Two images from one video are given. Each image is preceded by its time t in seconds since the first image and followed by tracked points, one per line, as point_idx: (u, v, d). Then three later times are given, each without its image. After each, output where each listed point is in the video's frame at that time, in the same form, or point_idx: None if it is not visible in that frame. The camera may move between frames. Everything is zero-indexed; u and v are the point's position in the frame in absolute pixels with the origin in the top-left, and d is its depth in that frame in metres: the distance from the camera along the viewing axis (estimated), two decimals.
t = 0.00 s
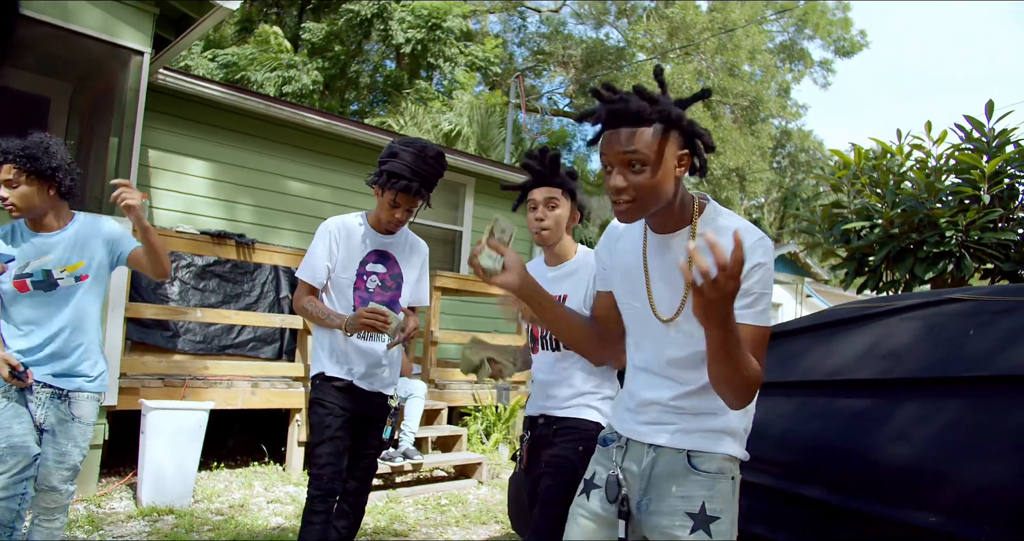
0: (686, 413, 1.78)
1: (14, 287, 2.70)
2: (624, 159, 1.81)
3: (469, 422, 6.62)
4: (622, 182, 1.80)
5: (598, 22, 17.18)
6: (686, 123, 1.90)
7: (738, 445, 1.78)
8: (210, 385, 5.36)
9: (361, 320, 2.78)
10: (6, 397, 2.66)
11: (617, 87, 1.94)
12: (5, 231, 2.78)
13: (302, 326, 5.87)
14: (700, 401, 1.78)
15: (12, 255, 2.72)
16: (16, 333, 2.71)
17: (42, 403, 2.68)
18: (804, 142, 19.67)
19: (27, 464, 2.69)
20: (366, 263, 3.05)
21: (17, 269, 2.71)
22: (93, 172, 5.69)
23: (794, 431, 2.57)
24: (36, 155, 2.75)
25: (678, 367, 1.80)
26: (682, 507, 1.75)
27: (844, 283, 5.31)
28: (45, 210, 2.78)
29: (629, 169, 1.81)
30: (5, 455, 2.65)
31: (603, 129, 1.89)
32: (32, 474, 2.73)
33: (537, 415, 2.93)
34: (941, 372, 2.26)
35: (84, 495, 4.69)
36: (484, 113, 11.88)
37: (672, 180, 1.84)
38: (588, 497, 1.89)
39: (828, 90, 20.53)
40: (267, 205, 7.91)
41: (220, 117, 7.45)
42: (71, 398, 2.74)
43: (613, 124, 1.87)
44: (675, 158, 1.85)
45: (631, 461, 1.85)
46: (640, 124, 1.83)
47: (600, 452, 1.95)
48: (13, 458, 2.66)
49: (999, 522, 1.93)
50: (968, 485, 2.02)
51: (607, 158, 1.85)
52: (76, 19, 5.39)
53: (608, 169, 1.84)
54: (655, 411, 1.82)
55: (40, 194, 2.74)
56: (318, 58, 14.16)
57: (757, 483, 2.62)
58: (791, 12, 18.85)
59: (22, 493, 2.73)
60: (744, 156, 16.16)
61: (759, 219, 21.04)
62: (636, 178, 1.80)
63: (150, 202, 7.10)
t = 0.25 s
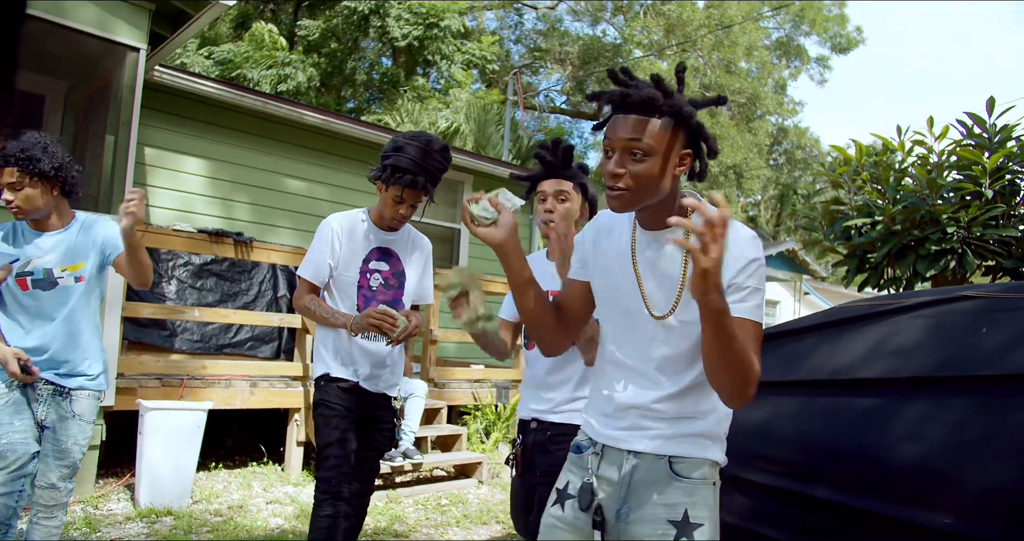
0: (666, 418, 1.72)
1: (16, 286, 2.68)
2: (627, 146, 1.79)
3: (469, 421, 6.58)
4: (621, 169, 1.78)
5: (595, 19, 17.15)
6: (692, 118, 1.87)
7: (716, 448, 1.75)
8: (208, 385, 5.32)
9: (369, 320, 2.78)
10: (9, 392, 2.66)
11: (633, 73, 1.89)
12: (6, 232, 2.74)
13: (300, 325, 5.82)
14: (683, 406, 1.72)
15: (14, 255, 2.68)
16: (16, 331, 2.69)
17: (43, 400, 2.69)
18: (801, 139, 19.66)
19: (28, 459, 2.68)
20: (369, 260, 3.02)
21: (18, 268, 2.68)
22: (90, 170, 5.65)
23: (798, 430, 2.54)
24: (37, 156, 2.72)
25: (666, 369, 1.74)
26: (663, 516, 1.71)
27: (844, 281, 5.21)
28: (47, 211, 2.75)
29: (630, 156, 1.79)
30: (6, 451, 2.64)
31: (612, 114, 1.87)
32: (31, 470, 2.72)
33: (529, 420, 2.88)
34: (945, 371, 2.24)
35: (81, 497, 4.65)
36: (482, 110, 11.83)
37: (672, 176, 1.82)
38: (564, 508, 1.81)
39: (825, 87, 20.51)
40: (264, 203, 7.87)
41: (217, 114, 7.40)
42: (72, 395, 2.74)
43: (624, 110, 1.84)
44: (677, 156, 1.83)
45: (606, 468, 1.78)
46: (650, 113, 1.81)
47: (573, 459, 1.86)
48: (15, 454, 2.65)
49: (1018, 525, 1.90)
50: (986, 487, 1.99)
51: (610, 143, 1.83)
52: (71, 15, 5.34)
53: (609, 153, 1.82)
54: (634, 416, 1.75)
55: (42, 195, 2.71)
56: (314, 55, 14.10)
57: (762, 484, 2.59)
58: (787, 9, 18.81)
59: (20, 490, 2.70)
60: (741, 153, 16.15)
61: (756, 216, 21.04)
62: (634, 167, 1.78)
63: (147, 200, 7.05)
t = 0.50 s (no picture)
0: (658, 422, 1.69)
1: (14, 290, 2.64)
2: (628, 142, 1.78)
3: (470, 424, 6.54)
4: (625, 163, 1.76)
5: (592, 20, 17.13)
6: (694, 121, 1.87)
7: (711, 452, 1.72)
8: (208, 389, 5.28)
9: (375, 325, 2.75)
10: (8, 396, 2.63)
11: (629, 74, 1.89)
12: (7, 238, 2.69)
13: (300, 329, 5.78)
14: (675, 408, 1.69)
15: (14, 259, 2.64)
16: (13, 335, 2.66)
17: (43, 404, 2.68)
18: (799, 140, 19.66)
19: (26, 464, 2.61)
20: (373, 263, 3.00)
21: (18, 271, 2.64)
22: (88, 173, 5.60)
23: (805, 432, 2.52)
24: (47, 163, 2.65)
25: (659, 368, 1.71)
26: (656, 522, 1.66)
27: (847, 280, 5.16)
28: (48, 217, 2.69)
29: (633, 151, 1.77)
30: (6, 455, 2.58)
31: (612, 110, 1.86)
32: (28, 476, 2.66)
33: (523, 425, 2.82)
34: (951, 372, 2.22)
35: (80, 503, 4.61)
36: (480, 112, 11.80)
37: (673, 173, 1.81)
38: (554, 518, 1.79)
39: (822, 87, 20.51)
40: (263, 206, 7.83)
41: (216, 117, 7.37)
42: (69, 399, 2.73)
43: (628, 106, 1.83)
44: (677, 153, 1.83)
45: (594, 475, 1.74)
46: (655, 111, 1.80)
47: (561, 467, 1.83)
48: (14, 457, 2.60)
49: None
50: (1002, 489, 1.95)
51: (609, 139, 1.80)
52: (69, 17, 5.24)
53: (609, 149, 1.80)
54: (624, 418, 1.72)
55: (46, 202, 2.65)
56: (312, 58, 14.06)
57: (770, 487, 2.56)
58: (784, 9, 18.81)
59: (17, 496, 2.62)
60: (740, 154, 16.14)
61: (754, 217, 21.03)
62: (638, 161, 1.76)
63: (145, 203, 7.03)
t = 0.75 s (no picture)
0: (658, 413, 1.66)
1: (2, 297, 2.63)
2: (620, 118, 1.78)
3: (469, 426, 6.51)
4: (617, 140, 1.76)
5: (584, 20, 17.12)
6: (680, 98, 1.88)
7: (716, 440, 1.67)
8: (204, 394, 5.23)
9: (379, 332, 2.74)
10: None
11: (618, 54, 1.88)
12: None
13: (296, 332, 5.74)
14: (673, 398, 1.66)
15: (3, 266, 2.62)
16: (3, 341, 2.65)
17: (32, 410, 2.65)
18: (792, 138, 19.68)
19: (19, 471, 2.58)
20: (373, 266, 2.97)
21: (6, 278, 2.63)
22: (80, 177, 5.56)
23: (809, 430, 2.50)
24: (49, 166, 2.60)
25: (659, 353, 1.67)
26: (660, 511, 1.61)
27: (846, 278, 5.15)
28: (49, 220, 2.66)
29: (624, 128, 1.78)
30: None
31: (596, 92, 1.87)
32: (21, 483, 2.62)
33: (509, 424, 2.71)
34: (962, 368, 2.20)
35: (76, 511, 4.56)
36: (474, 113, 11.76)
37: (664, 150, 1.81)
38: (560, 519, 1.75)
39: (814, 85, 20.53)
40: (257, 208, 7.78)
41: (209, 120, 7.32)
42: (62, 406, 2.71)
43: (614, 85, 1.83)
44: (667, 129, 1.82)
45: (598, 470, 1.71)
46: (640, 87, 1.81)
47: (566, 465, 1.80)
48: (6, 464, 2.57)
49: None
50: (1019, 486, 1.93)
51: (598, 119, 1.81)
52: (60, 19, 5.20)
53: (599, 128, 1.80)
54: (623, 412, 1.69)
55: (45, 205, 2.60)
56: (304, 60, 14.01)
57: (776, 486, 2.54)
58: (776, 8, 18.82)
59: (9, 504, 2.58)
60: (734, 152, 16.17)
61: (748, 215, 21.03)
62: (631, 139, 1.76)
63: (139, 207, 6.97)
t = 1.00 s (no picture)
0: (674, 416, 1.63)
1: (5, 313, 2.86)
2: (608, 113, 1.76)
3: (474, 429, 6.48)
4: (606, 135, 1.74)
5: (582, 22, 17.10)
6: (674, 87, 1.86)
7: (735, 445, 1.63)
8: (207, 401, 5.20)
9: (384, 340, 2.72)
10: None
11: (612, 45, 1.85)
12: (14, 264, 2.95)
13: (299, 337, 5.71)
14: (687, 399, 1.63)
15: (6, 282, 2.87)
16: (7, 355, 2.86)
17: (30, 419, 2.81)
18: (792, 137, 19.64)
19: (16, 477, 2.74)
20: (377, 267, 2.94)
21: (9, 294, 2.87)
22: (80, 183, 5.54)
23: (823, 430, 2.47)
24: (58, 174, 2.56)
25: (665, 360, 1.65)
26: (679, 519, 1.57)
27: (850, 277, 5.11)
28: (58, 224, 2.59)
29: (613, 122, 1.75)
30: None
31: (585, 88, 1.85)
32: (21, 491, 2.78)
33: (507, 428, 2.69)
34: (983, 365, 2.18)
35: (79, 520, 4.54)
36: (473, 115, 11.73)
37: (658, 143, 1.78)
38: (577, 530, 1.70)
39: (812, 84, 20.51)
40: (257, 213, 7.75)
41: (209, 125, 7.29)
42: (61, 415, 2.87)
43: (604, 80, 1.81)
44: (659, 121, 1.79)
45: (614, 477, 1.68)
46: (628, 80, 1.79)
47: (581, 472, 1.77)
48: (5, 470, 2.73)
49: None
50: None
51: (587, 115, 1.79)
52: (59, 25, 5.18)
53: (588, 125, 1.78)
54: (638, 416, 1.66)
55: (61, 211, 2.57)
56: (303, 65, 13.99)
57: (789, 487, 2.51)
58: (773, 7, 18.82)
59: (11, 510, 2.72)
60: (733, 151, 16.15)
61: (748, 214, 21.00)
62: (620, 134, 1.74)
63: (139, 213, 6.94)
